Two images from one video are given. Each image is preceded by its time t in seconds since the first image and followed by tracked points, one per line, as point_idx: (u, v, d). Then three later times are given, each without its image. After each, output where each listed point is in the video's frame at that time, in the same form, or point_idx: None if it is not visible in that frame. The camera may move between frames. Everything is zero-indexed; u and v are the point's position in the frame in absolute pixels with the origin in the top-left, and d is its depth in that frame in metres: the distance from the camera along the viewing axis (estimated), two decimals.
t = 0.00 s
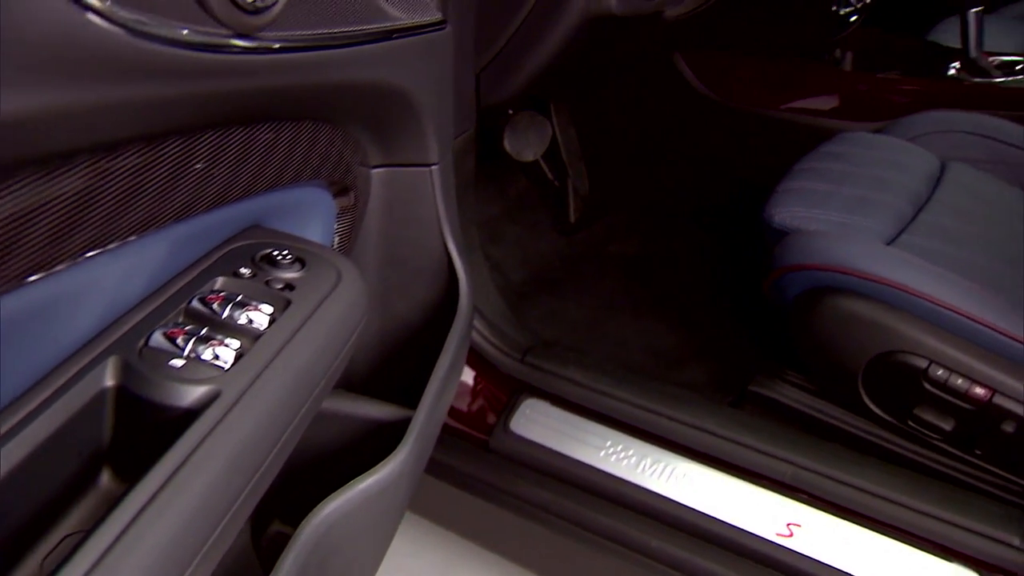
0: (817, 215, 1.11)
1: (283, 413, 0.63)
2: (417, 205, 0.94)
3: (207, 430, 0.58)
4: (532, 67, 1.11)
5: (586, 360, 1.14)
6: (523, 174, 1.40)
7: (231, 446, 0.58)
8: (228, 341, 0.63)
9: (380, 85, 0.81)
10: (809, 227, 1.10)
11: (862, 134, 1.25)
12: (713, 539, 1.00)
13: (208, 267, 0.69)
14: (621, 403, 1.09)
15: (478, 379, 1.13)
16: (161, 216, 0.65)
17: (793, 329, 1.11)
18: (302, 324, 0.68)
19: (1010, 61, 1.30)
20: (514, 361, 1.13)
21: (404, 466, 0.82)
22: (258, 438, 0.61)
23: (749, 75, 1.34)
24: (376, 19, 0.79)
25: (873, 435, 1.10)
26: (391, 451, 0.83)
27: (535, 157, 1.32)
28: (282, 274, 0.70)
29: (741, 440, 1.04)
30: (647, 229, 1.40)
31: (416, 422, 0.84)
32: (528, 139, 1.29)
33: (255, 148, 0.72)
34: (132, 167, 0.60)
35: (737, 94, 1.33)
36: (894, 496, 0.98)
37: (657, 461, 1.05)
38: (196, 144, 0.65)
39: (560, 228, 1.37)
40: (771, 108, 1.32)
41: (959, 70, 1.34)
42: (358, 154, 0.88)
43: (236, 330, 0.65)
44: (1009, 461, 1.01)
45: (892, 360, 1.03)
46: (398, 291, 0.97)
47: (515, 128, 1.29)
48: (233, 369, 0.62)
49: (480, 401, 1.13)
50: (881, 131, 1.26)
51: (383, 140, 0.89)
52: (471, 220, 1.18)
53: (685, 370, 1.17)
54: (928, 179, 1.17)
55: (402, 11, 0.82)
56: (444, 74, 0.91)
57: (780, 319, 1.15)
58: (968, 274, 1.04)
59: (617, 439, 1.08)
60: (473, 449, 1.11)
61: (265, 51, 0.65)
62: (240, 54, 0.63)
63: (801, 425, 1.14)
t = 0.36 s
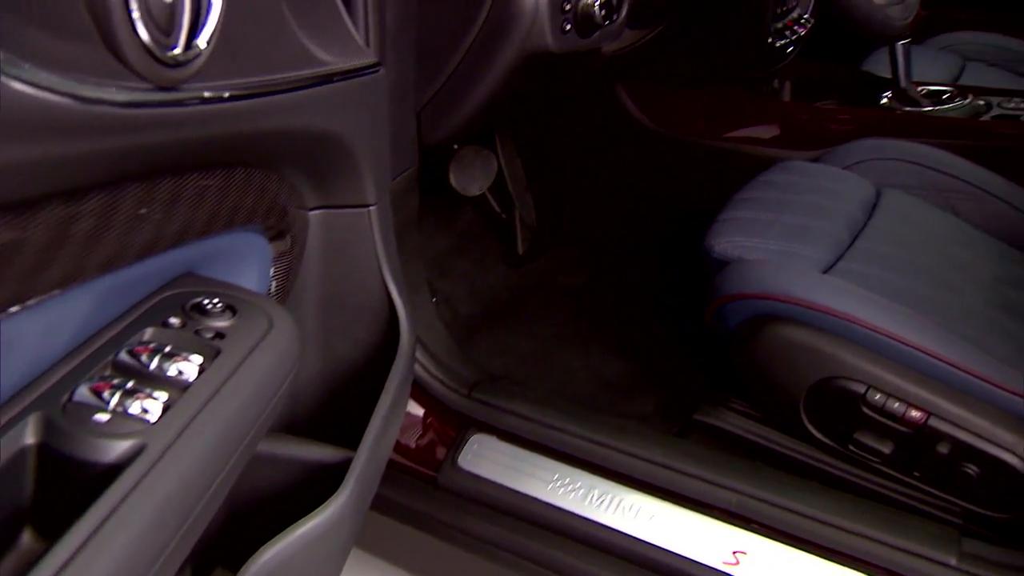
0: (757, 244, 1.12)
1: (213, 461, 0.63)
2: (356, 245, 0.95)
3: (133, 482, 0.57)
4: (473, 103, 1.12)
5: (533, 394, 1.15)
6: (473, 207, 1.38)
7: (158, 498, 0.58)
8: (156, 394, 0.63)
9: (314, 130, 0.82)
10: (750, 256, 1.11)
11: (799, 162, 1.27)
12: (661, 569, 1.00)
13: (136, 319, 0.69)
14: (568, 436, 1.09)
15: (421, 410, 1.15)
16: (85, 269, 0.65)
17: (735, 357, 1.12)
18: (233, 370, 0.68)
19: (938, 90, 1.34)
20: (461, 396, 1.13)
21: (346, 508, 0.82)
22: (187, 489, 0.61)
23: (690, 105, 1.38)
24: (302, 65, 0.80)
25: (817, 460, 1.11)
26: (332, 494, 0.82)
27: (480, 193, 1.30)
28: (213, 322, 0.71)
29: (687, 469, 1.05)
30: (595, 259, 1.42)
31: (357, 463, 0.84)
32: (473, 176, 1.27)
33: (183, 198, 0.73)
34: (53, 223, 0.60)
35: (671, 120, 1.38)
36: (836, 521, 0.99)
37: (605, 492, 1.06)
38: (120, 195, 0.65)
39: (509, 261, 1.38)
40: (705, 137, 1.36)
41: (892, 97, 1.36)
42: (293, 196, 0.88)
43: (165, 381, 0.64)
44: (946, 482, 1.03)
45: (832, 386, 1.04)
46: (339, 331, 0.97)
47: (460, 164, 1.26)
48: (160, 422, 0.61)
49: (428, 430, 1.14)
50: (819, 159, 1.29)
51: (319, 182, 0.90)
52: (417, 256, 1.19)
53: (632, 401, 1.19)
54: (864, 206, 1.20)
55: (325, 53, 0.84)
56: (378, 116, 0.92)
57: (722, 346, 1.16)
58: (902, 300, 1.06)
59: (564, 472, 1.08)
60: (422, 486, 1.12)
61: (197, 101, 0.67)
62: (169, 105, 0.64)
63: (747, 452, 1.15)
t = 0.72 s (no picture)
0: (701, 282, 1.14)
1: (142, 523, 0.63)
2: (297, 295, 0.96)
3: (58, 549, 0.57)
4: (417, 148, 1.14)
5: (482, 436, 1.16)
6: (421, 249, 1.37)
7: (83, 564, 0.57)
8: (85, 457, 0.62)
9: (250, 184, 0.83)
10: (693, 293, 1.13)
11: (740, 199, 1.30)
12: None
13: (67, 379, 0.68)
14: (517, 478, 1.09)
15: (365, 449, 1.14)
16: (12, 333, 0.65)
17: (681, 395, 1.13)
18: (166, 429, 0.67)
19: (872, 125, 1.38)
20: (410, 440, 1.13)
21: (289, 561, 0.81)
22: (115, 553, 0.60)
23: (635, 143, 1.39)
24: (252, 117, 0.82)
25: (764, 494, 1.13)
26: (274, 547, 0.81)
27: (428, 234, 1.31)
28: (145, 381, 0.70)
29: (635, 508, 1.05)
30: (545, 297, 1.43)
31: (300, 513, 0.83)
32: (422, 218, 1.28)
33: (114, 257, 0.73)
34: None
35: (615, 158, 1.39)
36: (781, 556, 1.00)
37: (555, 533, 1.05)
38: (46, 258, 0.66)
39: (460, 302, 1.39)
40: (660, 175, 1.36)
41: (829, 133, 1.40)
42: (232, 247, 0.88)
43: (95, 443, 0.64)
44: (888, 513, 1.04)
45: (776, 421, 1.06)
46: (283, 381, 0.97)
47: (408, 207, 1.27)
48: (87, 487, 0.61)
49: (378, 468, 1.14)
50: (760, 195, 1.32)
51: (258, 233, 0.90)
52: (365, 300, 1.20)
53: (581, 441, 1.20)
54: (804, 241, 1.22)
55: (265, 108, 0.85)
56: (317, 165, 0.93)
57: (668, 384, 1.17)
58: (841, 335, 1.09)
59: (514, 513, 1.07)
60: (371, 531, 1.10)
61: (149, 157, 0.69)
62: (122, 164, 0.66)
63: (695, 488, 1.16)
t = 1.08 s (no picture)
0: (645, 323, 1.15)
1: None
2: (238, 348, 0.95)
3: None
4: (360, 196, 1.16)
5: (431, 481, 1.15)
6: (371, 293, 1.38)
7: None
8: (8, 527, 0.61)
9: (185, 240, 0.83)
10: (637, 335, 1.14)
11: (684, 239, 1.32)
12: None
13: None
14: (467, 523, 1.09)
15: (310, 496, 1.12)
16: None
17: (628, 436, 1.13)
18: (94, 495, 0.67)
19: (811, 164, 1.42)
20: (357, 488, 1.13)
21: None
22: None
23: (580, 184, 1.43)
24: (202, 167, 0.85)
25: (712, 532, 1.13)
26: None
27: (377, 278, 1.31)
28: (74, 446, 0.69)
29: (584, 551, 1.06)
30: (495, 339, 1.44)
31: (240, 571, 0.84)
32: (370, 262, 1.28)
33: (42, 322, 0.72)
34: None
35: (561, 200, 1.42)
36: None
37: None
38: None
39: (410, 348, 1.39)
40: (598, 218, 1.40)
41: (770, 172, 1.44)
42: (170, 302, 0.88)
43: (20, 512, 0.63)
44: (833, 549, 1.05)
45: (721, 461, 1.06)
46: (225, 435, 0.96)
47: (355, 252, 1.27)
48: (10, 558, 0.60)
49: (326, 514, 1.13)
50: (704, 235, 1.34)
51: (196, 289, 0.90)
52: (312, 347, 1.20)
53: (531, 485, 1.21)
54: (746, 279, 1.24)
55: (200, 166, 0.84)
56: (255, 219, 0.93)
57: (615, 425, 1.17)
58: (782, 372, 1.10)
59: (464, 560, 1.07)
60: None
61: (101, 216, 0.72)
62: (78, 224, 0.69)
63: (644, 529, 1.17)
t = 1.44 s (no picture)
0: (590, 367, 1.16)
1: None
2: (180, 406, 0.95)
3: None
4: (306, 247, 1.16)
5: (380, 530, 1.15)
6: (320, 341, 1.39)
7: None
8: None
9: (123, 300, 0.83)
10: (583, 379, 1.15)
11: (630, 282, 1.34)
12: None
13: None
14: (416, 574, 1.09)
15: (257, 547, 1.14)
16: None
17: (578, 482, 1.13)
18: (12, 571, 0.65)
19: (754, 206, 1.44)
20: (306, 540, 1.12)
21: None
22: None
23: (528, 231, 1.44)
24: (144, 226, 0.84)
25: None
26: None
27: (326, 326, 1.31)
28: None
29: None
30: (447, 383, 1.45)
31: None
32: (320, 309, 1.28)
33: None
34: None
35: (509, 246, 1.43)
36: None
37: None
38: None
39: (361, 391, 1.40)
40: (553, 261, 1.40)
41: (715, 214, 1.46)
42: (107, 360, 0.87)
43: None
44: None
45: (670, 504, 1.06)
46: (166, 494, 0.95)
47: (304, 300, 1.28)
48: None
49: (273, 561, 1.18)
50: (650, 277, 1.36)
51: (135, 347, 0.90)
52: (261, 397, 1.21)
53: (483, 530, 1.22)
54: (691, 320, 1.26)
55: (129, 223, 0.82)
56: (196, 275, 0.92)
57: (566, 470, 1.18)
58: (726, 414, 1.11)
59: None
60: None
61: (51, 275, 0.75)
62: (27, 285, 0.73)
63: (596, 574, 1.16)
